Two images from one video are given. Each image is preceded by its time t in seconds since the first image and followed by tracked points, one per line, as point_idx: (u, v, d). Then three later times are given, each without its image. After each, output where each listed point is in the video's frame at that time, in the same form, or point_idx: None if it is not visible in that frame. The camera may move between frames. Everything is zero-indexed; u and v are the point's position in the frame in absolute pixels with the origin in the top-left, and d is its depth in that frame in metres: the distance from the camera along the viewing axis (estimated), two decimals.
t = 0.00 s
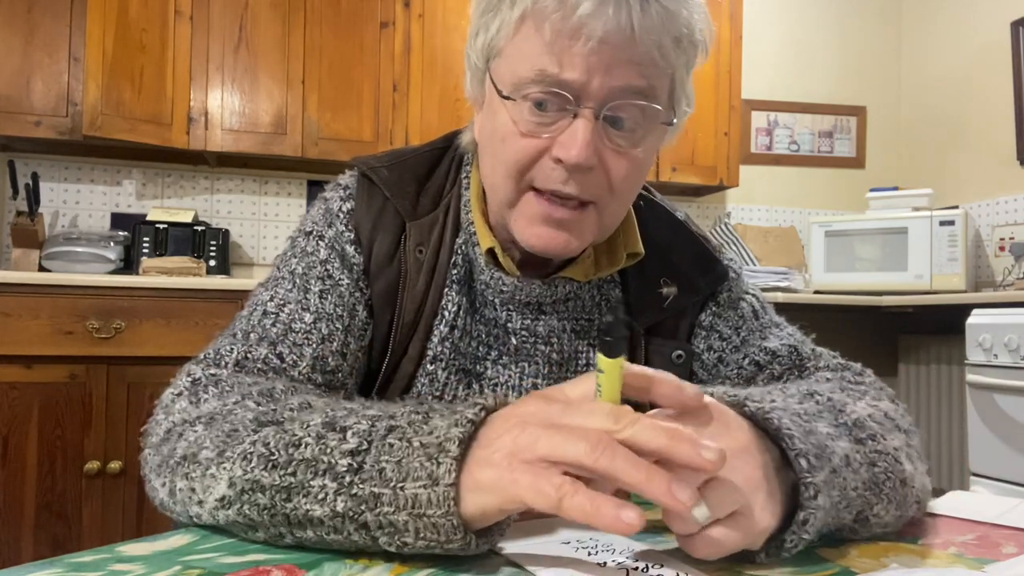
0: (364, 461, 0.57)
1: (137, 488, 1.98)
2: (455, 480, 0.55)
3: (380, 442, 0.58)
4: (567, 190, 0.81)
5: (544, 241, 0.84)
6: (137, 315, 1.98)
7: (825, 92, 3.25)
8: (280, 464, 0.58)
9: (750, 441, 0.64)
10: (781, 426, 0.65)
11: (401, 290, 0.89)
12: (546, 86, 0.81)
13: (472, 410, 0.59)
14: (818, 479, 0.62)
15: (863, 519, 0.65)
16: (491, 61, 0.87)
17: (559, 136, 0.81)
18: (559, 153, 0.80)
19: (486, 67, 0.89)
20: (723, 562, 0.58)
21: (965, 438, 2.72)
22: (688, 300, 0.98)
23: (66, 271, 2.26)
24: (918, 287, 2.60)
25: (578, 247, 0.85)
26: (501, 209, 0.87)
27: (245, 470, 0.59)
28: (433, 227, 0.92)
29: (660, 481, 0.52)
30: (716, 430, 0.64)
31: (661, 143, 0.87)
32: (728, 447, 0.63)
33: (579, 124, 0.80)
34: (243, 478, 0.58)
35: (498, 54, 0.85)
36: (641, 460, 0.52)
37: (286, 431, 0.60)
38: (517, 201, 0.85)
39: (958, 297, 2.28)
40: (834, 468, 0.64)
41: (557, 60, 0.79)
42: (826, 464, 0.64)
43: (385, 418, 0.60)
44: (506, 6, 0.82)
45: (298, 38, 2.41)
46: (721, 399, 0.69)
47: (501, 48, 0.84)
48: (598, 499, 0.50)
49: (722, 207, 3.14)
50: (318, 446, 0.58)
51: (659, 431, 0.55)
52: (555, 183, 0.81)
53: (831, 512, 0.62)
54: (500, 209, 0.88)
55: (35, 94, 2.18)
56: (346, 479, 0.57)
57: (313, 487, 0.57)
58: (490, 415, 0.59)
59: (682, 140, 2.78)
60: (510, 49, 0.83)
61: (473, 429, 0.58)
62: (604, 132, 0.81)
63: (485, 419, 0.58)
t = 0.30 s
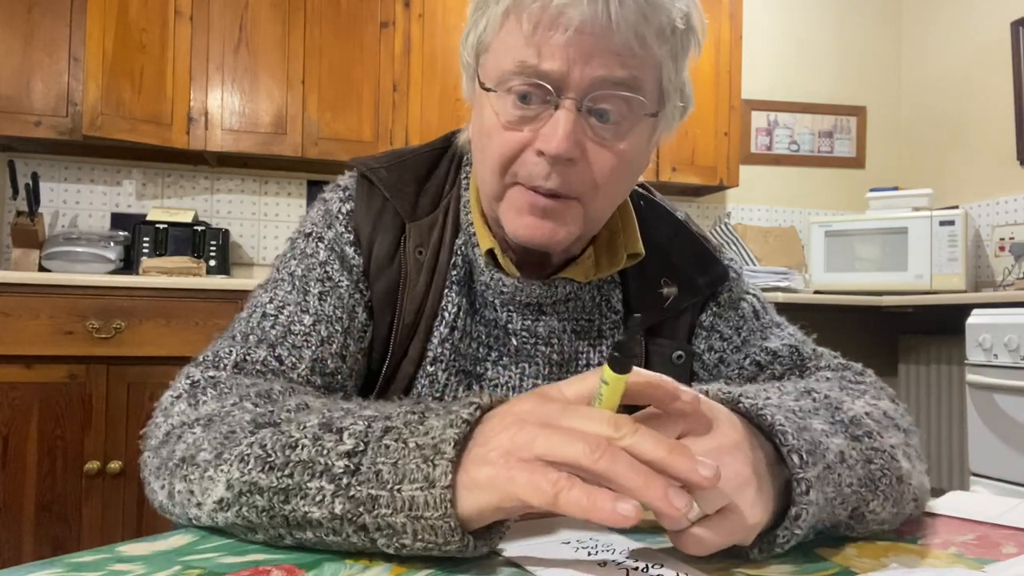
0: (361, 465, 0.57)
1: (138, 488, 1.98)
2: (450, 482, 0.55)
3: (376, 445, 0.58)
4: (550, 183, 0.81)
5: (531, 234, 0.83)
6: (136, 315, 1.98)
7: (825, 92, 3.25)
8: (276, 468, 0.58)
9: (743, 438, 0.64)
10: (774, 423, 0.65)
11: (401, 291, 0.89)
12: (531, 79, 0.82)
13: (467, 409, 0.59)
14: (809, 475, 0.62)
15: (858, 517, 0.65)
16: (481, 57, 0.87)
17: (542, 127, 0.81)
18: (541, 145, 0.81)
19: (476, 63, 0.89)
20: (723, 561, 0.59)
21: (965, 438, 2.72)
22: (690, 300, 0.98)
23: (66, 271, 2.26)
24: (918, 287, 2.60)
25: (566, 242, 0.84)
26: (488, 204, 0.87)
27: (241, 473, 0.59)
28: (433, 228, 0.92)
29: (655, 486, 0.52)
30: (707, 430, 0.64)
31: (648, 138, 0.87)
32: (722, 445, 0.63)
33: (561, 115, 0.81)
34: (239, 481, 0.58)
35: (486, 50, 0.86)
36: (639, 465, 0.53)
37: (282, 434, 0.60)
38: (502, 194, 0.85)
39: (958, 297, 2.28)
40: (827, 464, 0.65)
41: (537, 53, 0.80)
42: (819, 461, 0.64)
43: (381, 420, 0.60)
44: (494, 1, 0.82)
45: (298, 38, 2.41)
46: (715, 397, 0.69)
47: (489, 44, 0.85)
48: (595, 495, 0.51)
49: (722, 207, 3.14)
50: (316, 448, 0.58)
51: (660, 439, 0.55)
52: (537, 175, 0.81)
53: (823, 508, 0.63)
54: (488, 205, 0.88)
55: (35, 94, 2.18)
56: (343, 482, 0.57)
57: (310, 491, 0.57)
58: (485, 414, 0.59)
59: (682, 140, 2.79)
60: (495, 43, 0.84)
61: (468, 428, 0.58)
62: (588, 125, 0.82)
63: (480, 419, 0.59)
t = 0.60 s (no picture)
0: (345, 476, 0.56)
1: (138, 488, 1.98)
2: (427, 500, 0.53)
3: (359, 456, 0.57)
4: (552, 181, 0.81)
5: (532, 232, 0.83)
6: (137, 315, 1.98)
7: (825, 92, 3.25)
8: (265, 477, 0.58)
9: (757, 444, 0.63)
10: (806, 427, 0.63)
11: (398, 290, 0.90)
12: (532, 79, 0.81)
13: (444, 418, 0.56)
14: (834, 486, 0.61)
15: (872, 524, 0.65)
16: (480, 56, 0.87)
17: (544, 127, 0.81)
18: (542, 144, 0.80)
19: (475, 63, 0.89)
20: (723, 562, 0.59)
21: (965, 438, 2.71)
22: (689, 300, 0.98)
23: (66, 271, 2.26)
24: (918, 287, 2.60)
25: (566, 241, 0.84)
26: (489, 203, 0.87)
27: (230, 484, 0.59)
28: (430, 226, 0.92)
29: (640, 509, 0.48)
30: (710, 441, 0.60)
31: (648, 138, 0.87)
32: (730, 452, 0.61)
33: (564, 115, 0.81)
34: (229, 492, 0.58)
35: (486, 49, 0.85)
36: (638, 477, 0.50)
37: (269, 441, 0.60)
38: (503, 192, 0.84)
39: (958, 297, 2.28)
40: (849, 473, 0.64)
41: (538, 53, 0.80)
42: (842, 470, 0.63)
43: (365, 426, 0.59)
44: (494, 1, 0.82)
45: (298, 38, 2.41)
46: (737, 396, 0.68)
47: (489, 44, 0.85)
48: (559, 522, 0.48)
49: (722, 207, 3.14)
50: (300, 459, 0.58)
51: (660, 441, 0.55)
52: (539, 173, 0.81)
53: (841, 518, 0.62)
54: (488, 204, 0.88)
55: (35, 94, 2.18)
56: (328, 495, 0.56)
57: (297, 503, 0.56)
58: (461, 423, 0.55)
59: (681, 140, 2.78)
60: (496, 43, 0.83)
61: (441, 441, 0.54)
62: (590, 125, 0.82)
63: (455, 429, 0.55)
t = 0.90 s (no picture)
0: (348, 476, 0.56)
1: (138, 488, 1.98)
2: (434, 500, 0.53)
3: (363, 457, 0.57)
4: (556, 180, 0.82)
5: (536, 231, 0.83)
6: (137, 315, 1.98)
7: (825, 92, 3.25)
8: (266, 478, 0.58)
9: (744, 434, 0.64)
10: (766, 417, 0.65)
11: (395, 287, 0.89)
12: (534, 78, 0.81)
13: (448, 419, 0.56)
14: (803, 469, 0.63)
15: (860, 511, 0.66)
16: (480, 55, 0.87)
17: (547, 125, 0.81)
18: (547, 143, 0.81)
19: (475, 61, 0.89)
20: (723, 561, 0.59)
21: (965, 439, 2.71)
22: (691, 299, 0.98)
23: (66, 271, 2.25)
24: (918, 287, 2.60)
25: (568, 239, 0.85)
26: (491, 203, 0.87)
27: (230, 485, 0.59)
28: (428, 223, 0.92)
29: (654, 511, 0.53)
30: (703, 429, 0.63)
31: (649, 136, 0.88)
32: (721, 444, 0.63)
33: (568, 113, 0.81)
34: (229, 493, 0.58)
35: (487, 48, 0.85)
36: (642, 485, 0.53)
37: (269, 442, 0.60)
38: (506, 191, 0.84)
39: (958, 297, 2.28)
40: (822, 460, 0.65)
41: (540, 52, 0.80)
42: (813, 455, 0.65)
43: (367, 425, 0.59)
44: None
45: (298, 38, 2.41)
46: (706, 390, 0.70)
47: (490, 42, 0.84)
48: (584, 531, 0.50)
49: (722, 207, 3.14)
50: (302, 460, 0.58)
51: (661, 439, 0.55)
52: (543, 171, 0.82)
53: (818, 501, 0.63)
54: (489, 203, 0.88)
55: (35, 94, 2.18)
56: (331, 495, 0.56)
57: (299, 504, 0.56)
58: (466, 422, 0.56)
59: (681, 140, 2.78)
60: (497, 41, 0.83)
61: (447, 440, 0.55)
62: (593, 123, 0.82)
63: (460, 429, 0.56)
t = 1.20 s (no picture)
0: (349, 477, 0.57)
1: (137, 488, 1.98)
2: (435, 500, 0.53)
3: (364, 458, 0.57)
4: (556, 182, 0.82)
5: (538, 233, 0.83)
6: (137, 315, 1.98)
7: (825, 92, 3.25)
8: (266, 478, 0.58)
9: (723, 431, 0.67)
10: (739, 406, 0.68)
11: (395, 286, 0.89)
12: (533, 79, 0.81)
13: (450, 419, 0.56)
14: (778, 450, 0.66)
15: (843, 495, 0.68)
16: (480, 55, 0.87)
17: (548, 127, 0.81)
18: (547, 145, 0.81)
19: (474, 62, 0.88)
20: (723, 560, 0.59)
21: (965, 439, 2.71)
22: (690, 299, 0.99)
23: (66, 271, 2.25)
24: (918, 287, 2.60)
25: (569, 242, 0.85)
26: (491, 205, 0.87)
27: (230, 485, 0.58)
28: (428, 223, 0.92)
29: (650, 517, 0.54)
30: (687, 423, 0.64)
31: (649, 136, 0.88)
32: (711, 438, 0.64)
33: (568, 115, 0.81)
34: (230, 493, 0.58)
35: (486, 49, 0.85)
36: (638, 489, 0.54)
37: (270, 442, 0.60)
38: (507, 193, 0.85)
39: (958, 297, 2.28)
40: (800, 444, 0.68)
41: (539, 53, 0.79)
42: (790, 439, 0.67)
43: (368, 426, 0.59)
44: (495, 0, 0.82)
45: (298, 38, 2.41)
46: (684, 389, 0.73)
47: (489, 44, 0.84)
48: (594, 535, 0.51)
49: (721, 207, 3.14)
50: (303, 460, 0.58)
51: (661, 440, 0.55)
52: (544, 173, 0.82)
53: (798, 482, 0.65)
54: (489, 204, 0.88)
55: (35, 95, 2.18)
56: (331, 495, 0.56)
57: (299, 504, 0.56)
58: (467, 424, 0.56)
59: (681, 140, 2.78)
60: (496, 42, 0.83)
61: (448, 441, 0.55)
62: (593, 124, 0.82)
63: (462, 430, 0.55)
